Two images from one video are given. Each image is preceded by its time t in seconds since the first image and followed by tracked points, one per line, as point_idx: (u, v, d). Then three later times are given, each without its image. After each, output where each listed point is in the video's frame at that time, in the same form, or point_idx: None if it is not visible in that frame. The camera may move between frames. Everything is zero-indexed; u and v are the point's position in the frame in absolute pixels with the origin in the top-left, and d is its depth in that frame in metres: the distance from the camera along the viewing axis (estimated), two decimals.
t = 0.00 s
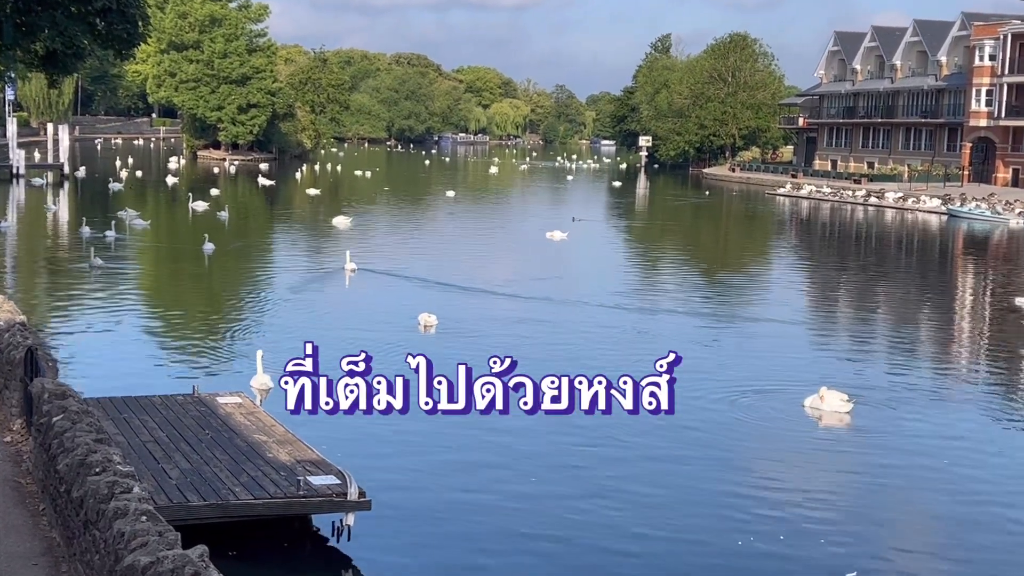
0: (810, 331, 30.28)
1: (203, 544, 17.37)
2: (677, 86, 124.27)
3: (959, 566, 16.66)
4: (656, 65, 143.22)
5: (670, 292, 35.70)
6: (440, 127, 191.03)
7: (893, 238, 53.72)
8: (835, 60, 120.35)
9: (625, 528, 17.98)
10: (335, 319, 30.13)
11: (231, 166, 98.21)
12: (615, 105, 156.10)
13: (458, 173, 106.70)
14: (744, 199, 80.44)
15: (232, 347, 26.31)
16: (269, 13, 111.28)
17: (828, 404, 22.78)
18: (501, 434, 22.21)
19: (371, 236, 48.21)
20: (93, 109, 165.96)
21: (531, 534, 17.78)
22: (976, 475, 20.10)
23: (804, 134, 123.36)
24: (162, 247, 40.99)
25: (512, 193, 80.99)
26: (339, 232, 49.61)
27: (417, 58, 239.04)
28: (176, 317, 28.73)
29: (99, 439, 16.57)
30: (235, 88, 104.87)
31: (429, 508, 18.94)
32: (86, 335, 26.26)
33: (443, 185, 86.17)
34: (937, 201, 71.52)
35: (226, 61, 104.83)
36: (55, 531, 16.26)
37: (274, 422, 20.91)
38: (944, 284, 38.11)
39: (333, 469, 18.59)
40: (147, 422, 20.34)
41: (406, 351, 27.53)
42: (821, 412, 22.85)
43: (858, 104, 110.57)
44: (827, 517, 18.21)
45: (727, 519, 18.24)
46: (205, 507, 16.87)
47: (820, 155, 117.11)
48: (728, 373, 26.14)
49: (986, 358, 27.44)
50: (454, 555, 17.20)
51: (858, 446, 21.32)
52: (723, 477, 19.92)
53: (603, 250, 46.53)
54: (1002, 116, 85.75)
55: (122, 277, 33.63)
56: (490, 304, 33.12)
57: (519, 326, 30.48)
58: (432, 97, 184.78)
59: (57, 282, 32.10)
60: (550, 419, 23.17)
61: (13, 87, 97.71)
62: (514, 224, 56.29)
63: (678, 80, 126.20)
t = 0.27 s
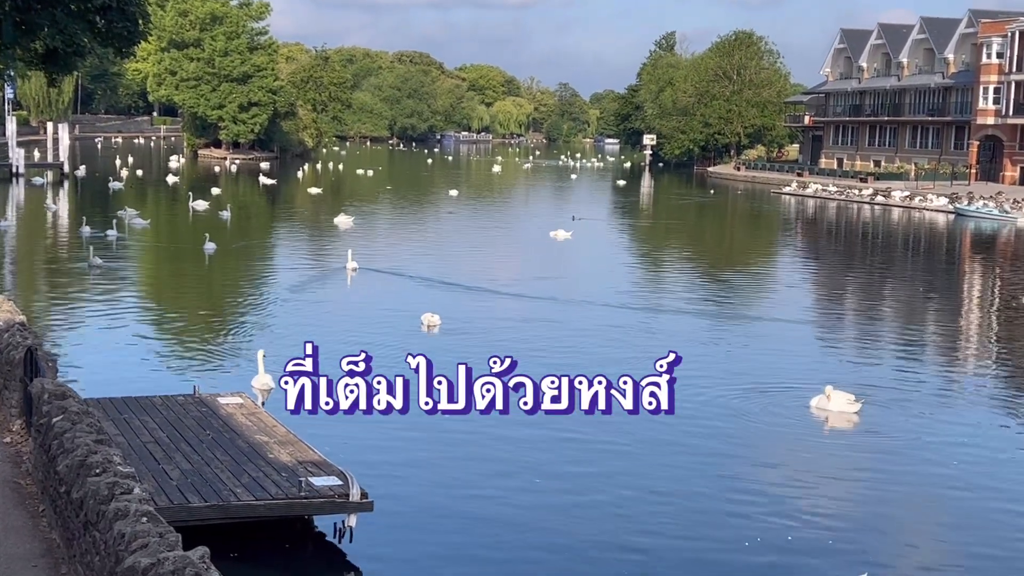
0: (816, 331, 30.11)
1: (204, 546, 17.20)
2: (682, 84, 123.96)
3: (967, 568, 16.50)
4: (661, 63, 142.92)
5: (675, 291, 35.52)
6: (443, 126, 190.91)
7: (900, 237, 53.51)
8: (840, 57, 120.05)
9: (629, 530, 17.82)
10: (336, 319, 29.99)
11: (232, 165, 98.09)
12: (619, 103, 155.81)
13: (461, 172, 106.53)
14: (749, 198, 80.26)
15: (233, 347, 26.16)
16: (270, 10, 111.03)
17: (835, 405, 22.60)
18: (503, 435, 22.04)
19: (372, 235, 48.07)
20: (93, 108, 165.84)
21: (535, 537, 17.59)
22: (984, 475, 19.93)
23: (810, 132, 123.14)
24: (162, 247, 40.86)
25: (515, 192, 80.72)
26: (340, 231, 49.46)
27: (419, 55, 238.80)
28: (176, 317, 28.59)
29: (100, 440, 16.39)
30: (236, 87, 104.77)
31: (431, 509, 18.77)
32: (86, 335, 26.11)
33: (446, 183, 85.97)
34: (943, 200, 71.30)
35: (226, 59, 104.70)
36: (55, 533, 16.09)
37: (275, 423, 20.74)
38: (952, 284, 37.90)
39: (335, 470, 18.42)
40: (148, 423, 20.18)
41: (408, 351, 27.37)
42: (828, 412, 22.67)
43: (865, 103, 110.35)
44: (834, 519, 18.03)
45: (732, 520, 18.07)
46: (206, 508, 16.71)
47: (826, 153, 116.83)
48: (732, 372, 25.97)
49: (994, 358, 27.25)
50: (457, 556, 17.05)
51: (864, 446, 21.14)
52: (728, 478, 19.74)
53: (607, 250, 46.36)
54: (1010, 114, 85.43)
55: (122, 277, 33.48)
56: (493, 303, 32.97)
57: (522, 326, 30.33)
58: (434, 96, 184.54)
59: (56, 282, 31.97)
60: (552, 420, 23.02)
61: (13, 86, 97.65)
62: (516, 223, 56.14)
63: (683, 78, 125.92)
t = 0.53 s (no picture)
0: (822, 331, 29.95)
1: (205, 548, 17.04)
2: (686, 82, 123.66)
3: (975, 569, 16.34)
4: (665, 60, 142.67)
5: (679, 291, 35.35)
6: (445, 124, 190.66)
7: (907, 236, 53.35)
8: (846, 55, 119.82)
9: (633, 532, 17.66)
10: (337, 320, 29.84)
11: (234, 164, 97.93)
12: (623, 101, 155.56)
13: (463, 172, 106.31)
14: (754, 197, 80.05)
15: (233, 348, 26.02)
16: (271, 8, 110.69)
17: (841, 407, 22.42)
18: (505, 436, 21.89)
19: (374, 234, 47.94)
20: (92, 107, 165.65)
21: (539, 540, 17.43)
22: (990, 476, 19.78)
23: (816, 131, 122.94)
24: (162, 247, 40.73)
25: (519, 192, 80.47)
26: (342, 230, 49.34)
27: (421, 54, 238.42)
28: (176, 317, 28.44)
29: (100, 441, 16.22)
30: (237, 85, 104.66)
31: (433, 511, 18.61)
32: (85, 336, 25.96)
33: (449, 183, 85.75)
34: (951, 199, 71.10)
35: (227, 57, 104.46)
36: (55, 536, 15.93)
37: (276, 424, 20.58)
38: (959, 284, 37.72)
39: (337, 472, 18.26)
40: (148, 424, 20.01)
41: (409, 351, 27.23)
42: (834, 413, 22.48)
43: (872, 101, 110.15)
44: (840, 520, 17.88)
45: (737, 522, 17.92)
46: (207, 510, 16.55)
47: (832, 152, 116.61)
48: (735, 373, 25.82)
49: (1000, 358, 27.09)
50: (459, 559, 16.89)
51: (869, 447, 20.98)
52: (732, 480, 19.57)
53: (612, 249, 46.19)
54: (1018, 113, 85.17)
55: (121, 278, 33.33)
56: (495, 303, 32.81)
57: (524, 326, 30.18)
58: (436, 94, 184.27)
59: (55, 282, 31.82)
60: (554, 421, 22.87)
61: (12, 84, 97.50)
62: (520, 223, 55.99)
63: (688, 76, 125.67)
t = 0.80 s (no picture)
0: (828, 331, 29.73)
1: (204, 550, 16.84)
2: (691, 79, 123.27)
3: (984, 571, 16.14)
4: (670, 58, 142.30)
5: (684, 291, 35.13)
6: (447, 122, 190.36)
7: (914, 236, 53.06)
8: (853, 52, 119.44)
9: (636, 534, 17.46)
10: (338, 320, 29.63)
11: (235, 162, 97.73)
12: (627, 99, 155.19)
13: (465, 170, 106.05)
14: (760, 196, 79.75)
15: (233, 348, 25.84)
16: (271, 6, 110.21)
17: (849, 407, 22.19)
18: (506, 437, 21.70)
19: (375, 233, 47.79)
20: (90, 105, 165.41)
21: (542, 542, 17.25)
22: (997, 477, 19.59)
23: (822, 128, 122.57)
24: (162, 246, 40.58)
25: (521, 191, 80.15)
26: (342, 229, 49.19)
27: (423, 51, 238.02)
28: (176, 317, 28.27)
29: (99, 442, 16.04)
30: (236, 83, 104.58)
31: (434, 513, 18.41)
32: (84, 336, 25.79)
33: (451, 182, 85.44)
34: (958, 198, 70.79)
35: (226, 55, 104.26)
36: (53, 538, 15.73)
37: (277, 425, 20.39)
38: (966, 283, 37.44)
39: (337, 473, 18.07)
40: (147, 425, 19.82)
41: (410, 351, 27.04)
42: (842, 415, 22.24)
43: (878, 99, 109.80)
44: (846, 522, 17.66)
45: (742, 524, 17.71)
46: (207, 511, 16.35)
47: (839, 150, 116.25)
48: (738, 373, 25.62)
49: (1008, 358, 26.87)
50: (461, 562, 16.69)
51: (874, 448, 20.77)
52: (737, 480, 19.37)
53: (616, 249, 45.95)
54: None
55: (121, 277, 33.16)
56: (498, 303, 32.62)
57: (526, 326, 29.97)
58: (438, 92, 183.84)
59: (55, 282, 31.67)
60: (555, 422, 22.68)
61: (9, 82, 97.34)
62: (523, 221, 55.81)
63: (692, 73, 125.31)
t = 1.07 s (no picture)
0: (832, 331, 29.53)
1: (204, 553, 16.63)
2: (695, 77, 123.02)
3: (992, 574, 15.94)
4: (674, 57, 142.07)
5: (688, 291, 34.92)
6: (449, 121, 190.21)
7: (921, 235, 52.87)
8: (860, 50, 119.27)
9: (640, 536, 17.26)
10: (339, 320, 29.43)
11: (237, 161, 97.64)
12: (630, 97, 154.97)
13: (469, 168, 105.91)
14: (765, 194, 79.62)
15: (233, 349, 25.68)
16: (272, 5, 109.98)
17: (856, 408, 21.98)
18: (508, 438, 21.49)
19: (377, 233, 47.65)
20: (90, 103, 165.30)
21: (545, 544, 17.04)
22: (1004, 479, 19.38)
23: (827, 127, 122.35)
24: (161, 246, 40.42)
25: (524, 189, 79.97)
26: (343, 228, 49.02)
27: (424, 50, 237.78)
28: (176, 318, 28.10)
29: (98, 444, 15.83)
30: (237, 81, 104.53)
31: (434, 515, 18.20)
32: (83, 337, 25.63)
33: (454, 180, 85.30)
34: (965, 196, 70.58)
35: (227, 53, 104.19)
36: (51, 541, 15.52)
37: (277, 426, 20.20)
38: (972, 283, 37.22)
39: (338, 475, 17.87)
40: (146, 427, 19.62)
41: (411, 351, 26.85)
42: (849, 415, 22.03)
43: (884, 97, 109.60)
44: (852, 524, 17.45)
45: (746, 526, 17.51)
46: (206, 514, 16.16)
47: (844, 148, 116.00)
48: (740, 373, 25.43)
49: (1014, 359, 26.66)
50: (464, 564, 16.48)
51: (879, 449, 20.57)
52: (741, 482, 19.17)
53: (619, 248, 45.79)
54: None
55: (120, 278, 32.98)
56: (500, 303, 32.42)
57: (528, 326, 29.78)
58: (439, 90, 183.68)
59: (53, 283, 31.51)
60: (556, 422, 22.49)
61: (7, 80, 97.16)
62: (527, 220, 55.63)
63: (696, 72, 125.06)
